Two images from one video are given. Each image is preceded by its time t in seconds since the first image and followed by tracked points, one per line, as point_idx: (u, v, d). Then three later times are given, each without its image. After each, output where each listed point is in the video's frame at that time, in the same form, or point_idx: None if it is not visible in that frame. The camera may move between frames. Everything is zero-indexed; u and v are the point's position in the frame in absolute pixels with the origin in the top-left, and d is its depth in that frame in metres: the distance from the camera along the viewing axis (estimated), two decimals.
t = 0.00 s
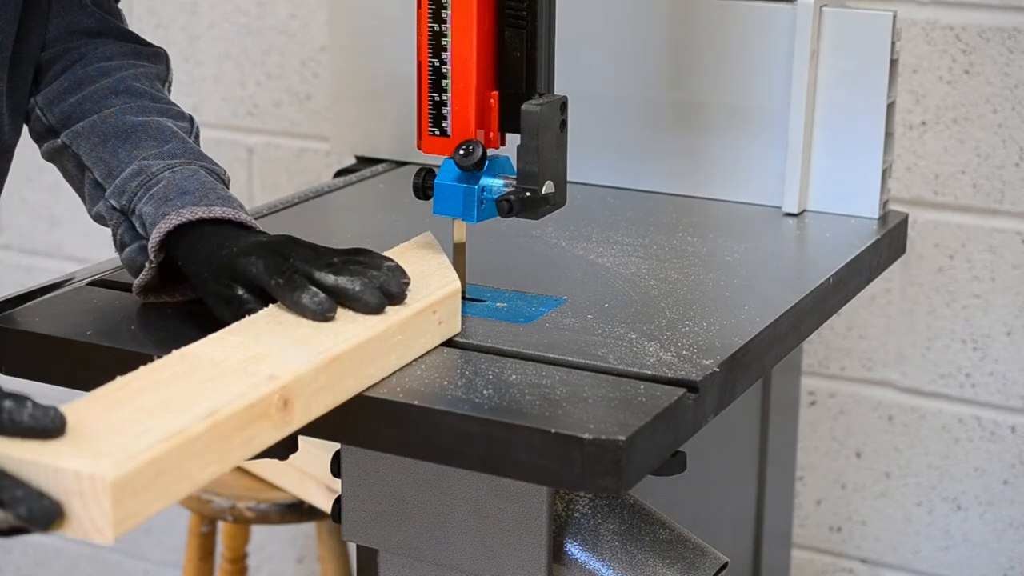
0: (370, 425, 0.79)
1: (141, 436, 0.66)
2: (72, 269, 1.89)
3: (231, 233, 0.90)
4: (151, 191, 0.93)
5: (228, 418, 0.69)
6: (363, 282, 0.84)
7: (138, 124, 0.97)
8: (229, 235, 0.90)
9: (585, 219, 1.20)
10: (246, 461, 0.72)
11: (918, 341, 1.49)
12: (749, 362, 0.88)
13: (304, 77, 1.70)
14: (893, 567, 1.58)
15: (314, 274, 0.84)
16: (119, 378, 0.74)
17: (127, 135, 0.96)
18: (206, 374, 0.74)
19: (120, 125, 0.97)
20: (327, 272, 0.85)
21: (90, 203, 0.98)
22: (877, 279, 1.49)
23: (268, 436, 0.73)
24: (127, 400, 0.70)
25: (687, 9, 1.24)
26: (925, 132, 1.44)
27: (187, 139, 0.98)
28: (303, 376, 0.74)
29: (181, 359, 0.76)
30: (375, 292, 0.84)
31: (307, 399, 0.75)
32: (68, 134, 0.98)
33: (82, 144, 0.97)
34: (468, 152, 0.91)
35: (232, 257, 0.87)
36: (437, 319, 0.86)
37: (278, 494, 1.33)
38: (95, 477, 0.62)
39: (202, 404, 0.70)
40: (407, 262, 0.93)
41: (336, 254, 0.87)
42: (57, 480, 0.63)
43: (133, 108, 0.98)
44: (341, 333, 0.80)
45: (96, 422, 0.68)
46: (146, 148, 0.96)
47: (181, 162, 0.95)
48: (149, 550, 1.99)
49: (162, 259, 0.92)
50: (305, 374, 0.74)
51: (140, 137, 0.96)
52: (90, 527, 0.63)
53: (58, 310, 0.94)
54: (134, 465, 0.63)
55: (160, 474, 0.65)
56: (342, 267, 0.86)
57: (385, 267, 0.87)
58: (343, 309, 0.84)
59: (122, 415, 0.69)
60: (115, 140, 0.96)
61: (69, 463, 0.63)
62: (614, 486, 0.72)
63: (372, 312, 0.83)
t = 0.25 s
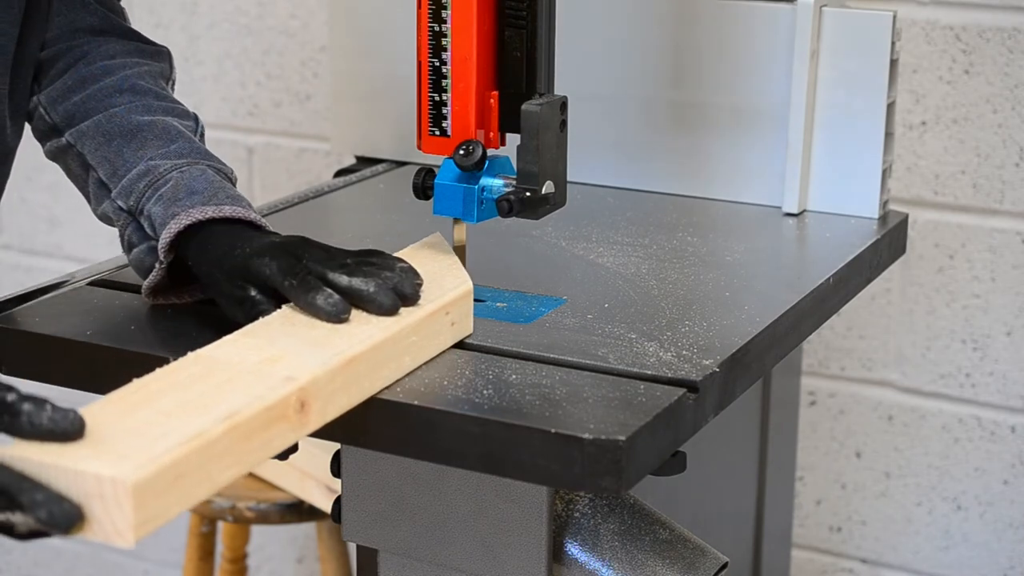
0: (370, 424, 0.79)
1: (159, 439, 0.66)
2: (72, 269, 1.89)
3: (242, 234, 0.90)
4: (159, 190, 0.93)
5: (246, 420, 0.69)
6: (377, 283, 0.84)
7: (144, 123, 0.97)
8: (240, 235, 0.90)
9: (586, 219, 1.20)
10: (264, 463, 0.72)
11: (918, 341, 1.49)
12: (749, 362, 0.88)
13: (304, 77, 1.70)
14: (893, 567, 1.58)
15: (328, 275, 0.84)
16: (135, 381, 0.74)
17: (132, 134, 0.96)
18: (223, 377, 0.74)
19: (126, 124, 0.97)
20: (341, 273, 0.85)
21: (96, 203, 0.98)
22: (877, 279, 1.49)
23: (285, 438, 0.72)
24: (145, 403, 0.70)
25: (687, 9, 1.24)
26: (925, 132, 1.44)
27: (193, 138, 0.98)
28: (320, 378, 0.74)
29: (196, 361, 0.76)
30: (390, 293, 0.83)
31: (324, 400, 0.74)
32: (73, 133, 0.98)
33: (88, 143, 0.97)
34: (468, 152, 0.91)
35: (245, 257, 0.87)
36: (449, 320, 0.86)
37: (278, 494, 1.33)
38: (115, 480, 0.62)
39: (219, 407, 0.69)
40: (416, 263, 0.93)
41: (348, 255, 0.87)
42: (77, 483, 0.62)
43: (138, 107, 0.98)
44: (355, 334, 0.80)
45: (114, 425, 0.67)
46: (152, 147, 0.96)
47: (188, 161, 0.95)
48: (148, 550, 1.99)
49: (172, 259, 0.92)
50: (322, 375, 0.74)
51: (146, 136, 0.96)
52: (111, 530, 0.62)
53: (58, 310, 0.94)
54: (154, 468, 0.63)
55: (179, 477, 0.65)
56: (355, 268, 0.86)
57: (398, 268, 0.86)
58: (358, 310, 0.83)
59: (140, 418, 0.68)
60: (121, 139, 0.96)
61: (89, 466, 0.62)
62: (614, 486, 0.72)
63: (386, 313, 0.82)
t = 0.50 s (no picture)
0: (370, 424, 0.79)
1: (165, 441, 0.66)
2: (72, 269, 1.89)
3: (245, 234, 0.90)
4: (160, 190, 0.93)
5: (251, 422, 0.69)
6: (381, 284, 0.84)
7: (144, 122, 0.97)
8: (243, 236, 0.90)
9: (586, 219, 1.20)
10: (269, 465, 0.72)
11: (918, 341, 1.49)
12: (749, 362, 0.88)
13: (303, 77, 1.70)
14: (893, 567, 1.58)
15: (332, 276, 0.84)
16: (140, 383, 0.73)
17: (132, 133, 0.96)
18: (228, 378, 0.73)
19: (126, 124, 0.97)
20: (344, 274, 0.85)
21: (96, 203, 0.98)
22: (878, 279, 1.49)
23: (291, 440, 0.72)
24: (150, 405, 0.70)
25: (688, 9, 1.24)
26: (925, 133, 1.44)
27: (194, 137, 0.98)
28: (325, 379, 0.74)
29: (201, 362, 0.76)
30: (393, 294, 0.83)
31: (328, 402, 0.74)
32: (73, 133, 0.98)
33: (87, 143, 0.97)
34: (468, 152, 0.91)
35: (248, 257, 0.87)
36: (452, 321, 0.86)
37: (278, 494, 1.33)
38: (123, 482, 0.61)
39: (224, 408, 0.69)
40: (419, 263, 0.93)
41: (352, 256, 0.87)
42: (84, 485, 0.62)
43: (139, 106, 0.98)
44: (359, 335, 0.80)
45: (120, 427, 0.67)
46: (153, 147, 0.96)
47: (189, 160, 0.95)
48: (149, 550, 1.98)
49: (174, 260, 0.92)
50: (326, 377, 0.74)
51: (146, 136, 0.96)
52: (118, 532, 0.62)
53: (58, 310, 0.94)
54: (161, 470, 0.63)
55: (186, 478, 0.65)
56: (359, 268, 0.86)
57: (402, 269, 0.86)
58: (362, 311, 0.83)
59: (146, 420, 0.68)
60: (120, 138, 0.96)
61: (97, 468, 0.62)
62: (614, 486, 0.72)
63: (390, 314, 0.82)
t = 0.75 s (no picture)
0: (370, 424, 0.79)
1: (165, 441, 0.66)
2: (72, 269, 1.89)
3: (247, 234, 0.90)
4: (162, 191, 0.93)
5: (251, 422, 0.69)
6: (382, 284, 0.84)
7: (146, 123, 0.97)
8: (245, 236, 0.90)
9: (585, 219, 1.20)
10: (269, 465, 0.72)
11: (918, 341, 1.49)
12: (749, 362, 0.88)
13: (303, 77, 1.70)
14: (893, 567, 1.58)
15: (333, 276, 0.84)
16: (140, 383, 0.74)
17: (134, 134, 0.96)
18: (228, 378, 0.74)
19: (128, 124, 0.97)
20: (345, 273, 0.85)
21: (98, 203, 0.98)
22: (877, 279, 1.49)
23: (291, 440, 0.72)
24: (150, 405, 0.70)
25: (688, 8, 1.24)
26: (925, 133, 1.44)
27: (196, 138, 0.98)
28: (325, 379, 0.74)
29: (201, 362, 0.76)
30: (394, 294, 0.83)
31: (328, 402, 0.74)
32: (74, 133, 0.98)
33: (89, 143, 0.97)
34: (468, 152, 0.91)
35: (249, 257, 0.87)
36: (453, 321, 0.86)
37: (278, 494, 1.33)
38: (122, 482, 0.62)
39: (224, 408, 0.69)
40: (420, 264, 0.93)
41: (353, 256, 0.87)
42: (83, 485, 0.62)
43: (141, 107, 0.98)
44: (360, 336, 0.79)
45: (120, 427, 0.67)
46: (155, 148, 0.96)
47: (191, 161, 0.95)
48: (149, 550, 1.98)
49: (175, 260, 0.92)
50: (327, 377, 0.74)
51: (148, 137, 0.96)
52: (117, 532, 0.62)
53: (58, 310, 0.94)
54: (160, 470, 0.63)
55: (185, 478, 0.65)
56: (360, 268, 0.85)
57: (402, 270, 0.86)
58: (363, 311, 0.83)
59: (146, 420, 0.68)
60: (122, 139, 0.96)
61: (96, 468, 0.62)
62: (614, 486, 0.72)
63: (391, 314, 0.82)
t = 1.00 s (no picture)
0: (369, 424, 0.79)
1: (167, 441, 0.66)
2: (72, 269, 1.89)
3: (250, 234, 0.90)
4: (165, 191, 0.93)
5: (253, 422, 0.69)
6: (384, 284, 0.84)
7: (148, 123, 0.97)
8: (248, 236, 0.90)
9: (585, 219, 1.20)
10: (271, 465, 0.72)
11: (918, 341, 1.49)
12: (749, 362, 0.88)
13: (304, 77, 1.70)
14: (893, 567, 1.58)
15: (335, 276, 0.84)
16: (142, 383, 0.73)
17: (136, 134, 0.96)
18: (230, 379, 0.73)
19: (130, 124, 0.97)
20: (348, 274, 0.85)
21: (99, 203, 0.97)
22: (877, 279, 1.49)
23: (293, 440, 0.72)
24: (153, 405, 0.70)
25: (688, 8, 1.24)
26: (925, 133, 1.44)
27: (197, 138, 0.98)
28: (328, 379, 0.74)
29: (204, 362, 0.76)
30: (396, 295, 0.83)
31: (331, 402, 0.74)
32: (76, 134, 0.98)
33: (91, 143, 0.97)
34: (468, 152, 0.91)
35: (252, 257, 0.87)
36: (456, 321, 0.86)
37: (278, 494, 1.33)
38: (125, 482, 0.61)
39: (227, 409, 0.69)
40: (422, 264, 0.93)
41: (356, 257, 0.87)
42: (86, 485, 0.62)
43: (143, 107, 0.98)
44: (363, 336, 0.79)
45: (122, 427, 0.67)
46: (157, 147, 0.96)
47: (193, 161, 0.95)
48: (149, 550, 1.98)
49: (178, 260, 0.92)
50: (329, 377, 0.74)
51: (150, 137, 0.96)
52: (120, 532, 0.62)
53: (58, 310, 0.94)
54: (163, 470, 0.63)
55: (188, 478, 0.65)
56: (362, 269, 0.85)
57: (405, 270, 0.86)
58: (365, 311, 0.83)
59: (148, 421, 0.68)
60: (124, 139, 0.96)
61: (99, 468, 0.62)
62: (614, 486, 0.72)
63: (393, 315, 0.82)
